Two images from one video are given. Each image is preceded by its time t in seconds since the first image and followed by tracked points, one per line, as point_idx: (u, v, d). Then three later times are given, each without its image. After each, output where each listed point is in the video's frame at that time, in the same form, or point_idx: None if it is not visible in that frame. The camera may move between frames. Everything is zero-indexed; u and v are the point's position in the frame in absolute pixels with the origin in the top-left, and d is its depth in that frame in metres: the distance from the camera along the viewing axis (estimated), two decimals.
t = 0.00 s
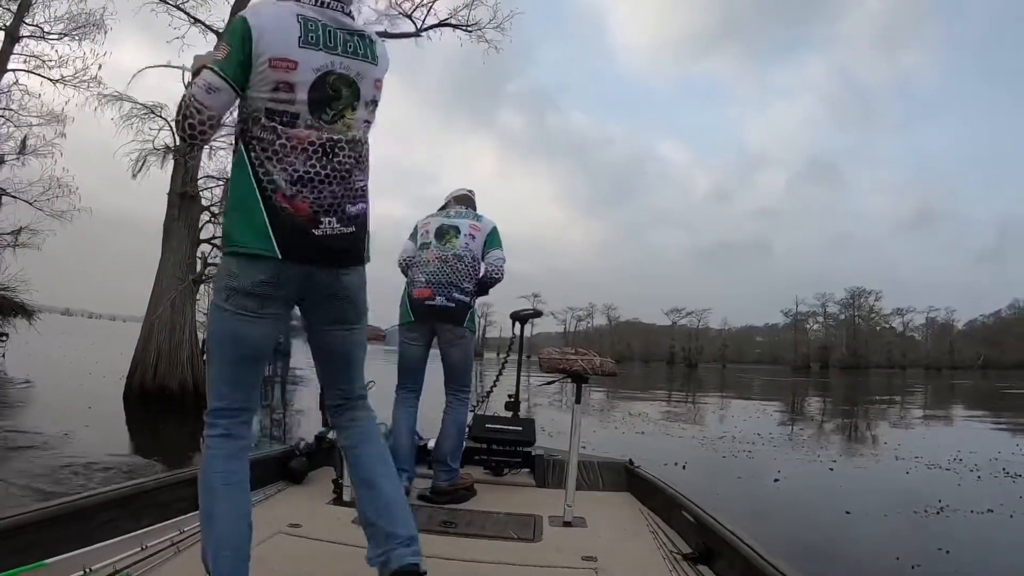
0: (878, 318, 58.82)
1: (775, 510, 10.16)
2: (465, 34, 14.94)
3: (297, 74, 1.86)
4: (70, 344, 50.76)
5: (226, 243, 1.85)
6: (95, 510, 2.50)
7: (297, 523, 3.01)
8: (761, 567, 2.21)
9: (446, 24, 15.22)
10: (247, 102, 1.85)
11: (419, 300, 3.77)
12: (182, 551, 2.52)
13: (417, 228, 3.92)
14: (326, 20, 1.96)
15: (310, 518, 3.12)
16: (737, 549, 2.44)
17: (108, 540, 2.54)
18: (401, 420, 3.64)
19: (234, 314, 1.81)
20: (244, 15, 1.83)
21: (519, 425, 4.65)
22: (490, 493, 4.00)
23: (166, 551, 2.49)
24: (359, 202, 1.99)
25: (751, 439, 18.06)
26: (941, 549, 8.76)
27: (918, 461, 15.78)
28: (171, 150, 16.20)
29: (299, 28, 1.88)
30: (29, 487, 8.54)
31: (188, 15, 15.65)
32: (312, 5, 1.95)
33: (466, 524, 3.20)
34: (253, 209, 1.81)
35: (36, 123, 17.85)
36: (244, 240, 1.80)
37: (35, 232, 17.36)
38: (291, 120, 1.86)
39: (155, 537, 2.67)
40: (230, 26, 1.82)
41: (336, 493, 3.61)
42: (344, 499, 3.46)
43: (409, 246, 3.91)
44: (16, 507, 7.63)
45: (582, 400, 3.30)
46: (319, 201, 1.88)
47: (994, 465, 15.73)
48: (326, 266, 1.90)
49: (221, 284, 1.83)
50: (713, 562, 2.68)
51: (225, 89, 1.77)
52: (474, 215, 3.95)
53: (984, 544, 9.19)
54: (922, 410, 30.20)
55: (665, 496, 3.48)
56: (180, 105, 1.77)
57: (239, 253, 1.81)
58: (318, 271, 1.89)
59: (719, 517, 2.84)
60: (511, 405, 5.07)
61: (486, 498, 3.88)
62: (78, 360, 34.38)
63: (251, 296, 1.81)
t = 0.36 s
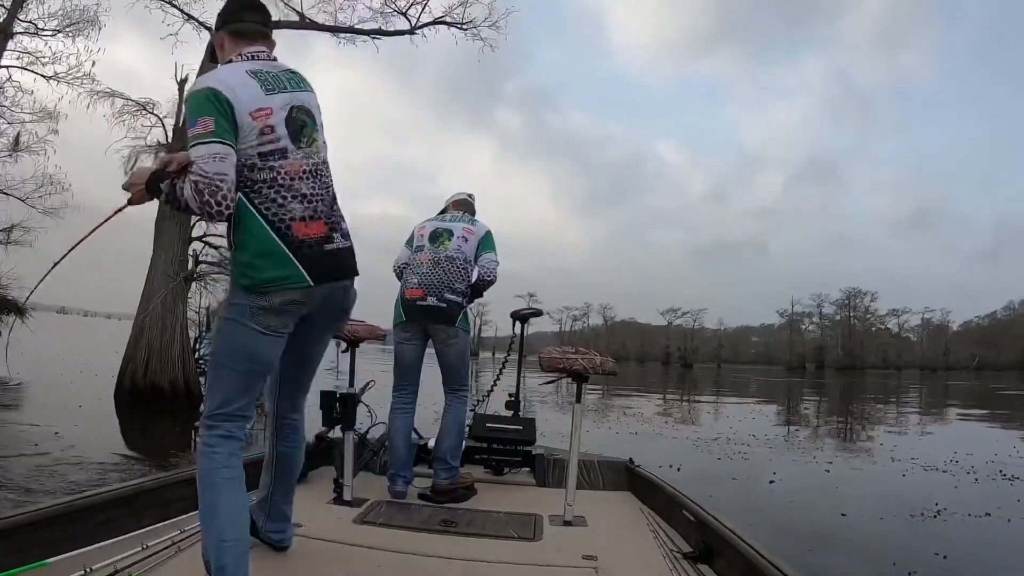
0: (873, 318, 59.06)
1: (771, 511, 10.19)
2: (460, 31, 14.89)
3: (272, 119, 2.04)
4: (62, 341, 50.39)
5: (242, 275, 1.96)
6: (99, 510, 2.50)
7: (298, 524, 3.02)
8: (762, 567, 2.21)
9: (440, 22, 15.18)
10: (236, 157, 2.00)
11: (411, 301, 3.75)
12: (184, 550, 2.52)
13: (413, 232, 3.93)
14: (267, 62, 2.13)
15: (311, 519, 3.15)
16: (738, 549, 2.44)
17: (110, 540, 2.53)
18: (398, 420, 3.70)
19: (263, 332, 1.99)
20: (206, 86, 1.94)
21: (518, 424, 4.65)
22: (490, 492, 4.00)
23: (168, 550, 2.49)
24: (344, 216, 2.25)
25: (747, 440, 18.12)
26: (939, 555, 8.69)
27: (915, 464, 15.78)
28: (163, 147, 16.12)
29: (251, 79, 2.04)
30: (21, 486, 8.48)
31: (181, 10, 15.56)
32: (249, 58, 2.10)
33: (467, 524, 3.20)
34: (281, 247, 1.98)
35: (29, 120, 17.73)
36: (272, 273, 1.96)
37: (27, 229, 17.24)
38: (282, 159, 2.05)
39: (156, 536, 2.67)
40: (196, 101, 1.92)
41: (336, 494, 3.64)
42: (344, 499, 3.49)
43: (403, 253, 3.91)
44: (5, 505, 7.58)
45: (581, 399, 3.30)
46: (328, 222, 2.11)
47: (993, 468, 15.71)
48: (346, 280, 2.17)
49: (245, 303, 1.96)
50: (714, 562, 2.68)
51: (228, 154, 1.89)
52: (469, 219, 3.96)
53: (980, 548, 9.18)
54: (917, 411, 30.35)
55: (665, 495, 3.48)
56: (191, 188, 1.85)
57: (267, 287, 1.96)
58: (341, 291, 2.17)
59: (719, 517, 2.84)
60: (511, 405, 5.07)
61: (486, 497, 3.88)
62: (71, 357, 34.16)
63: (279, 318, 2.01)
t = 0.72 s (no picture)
0: (868, 321, 59.23)
1: (767, 513, 10.21)
2: (455, 29, 14.87)
3: (256, 206, 2.17)
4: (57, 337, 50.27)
5: (266, 318, 2.18)
6: (98, 511, 2.54)
7: (299, 526, 3.05)
8: (765, 566, 2.21)
9: (436, 20, 15.15)
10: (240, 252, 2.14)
11: (413, 303, 3.73)
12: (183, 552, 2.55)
13: (414, 231, 3.88)
14: (229, 152, 2.23)
15: (311, 520, 3.16)
16: (741, 548, 2.45)
17: (110, 541, 2.57)
18: (398, 419, 3.71)
19: (275, 366, 2.25)
20: (193, 195, 2.04)
21: (519, 424, 4.66)
22: (491, 492, 4.01)
23: (166, 553, 2.52)
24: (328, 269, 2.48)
25: (742, 442, 18.15)
26: (936, 561, 8.55)
27: (911, 467, 15.80)
28: (155, 143, 16.04)
29: (225, 173, 2.13)
30: (13, 483, 8.45)
31: (175, 6, 15.49)
32: (212, 153, 2.19)
33: (467, 524, 3.20)
34: (305, 307, 2.24)
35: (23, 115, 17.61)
36: (295, 323, 2.22)
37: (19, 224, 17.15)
38: (276, 236, 2.21)
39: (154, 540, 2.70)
40: (188, 213, 2.02)
41: (337, 494, 3.64)
42: (345, 500, 3.49)
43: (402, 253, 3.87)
44: None
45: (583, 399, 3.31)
46: (330, 281, 2.35)
47: (990, 472, 15.67)
48: (343, 335, 2.49)
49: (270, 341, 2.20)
50: (715, 561, 2.69)
51: (236, 254, 2.02)
52: (470, 220, 3.94)
53: (975, 553, 9.13)
54: (913, 413, 30.38)
55: (667, 494, 3.49)
56: (216, 290, 1.97)
57: (290, 337, 2.23)
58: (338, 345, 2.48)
59: (720, 515, 2.85)
60: (511, 405, 5.07)
61: (487, 497, 3.88)
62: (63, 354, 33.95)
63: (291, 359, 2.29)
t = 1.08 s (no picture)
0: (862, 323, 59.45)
1: (762, 515, 10.24)
2: (451, 26, 14.84)
3: (239, 211, 2.18)
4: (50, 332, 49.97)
5: (252, 329, 2.17)
6: (102, 511, 2.57)
7: (298, 526, 3.05)
8: (765, 566, 2.21)
9: (432, 17, 15.11)
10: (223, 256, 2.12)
11: (426, 303, 3.65)
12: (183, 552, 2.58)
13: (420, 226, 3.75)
14: (209, 154, 2.22)
15: (311, 520, 3.16)
16: (740, 547, 2.46)
17: (115, 541, 2.62)
18: (400, 420, 3.69)
19: (259, 377, 2.26)
20: (180, 194, 2.01)
21: (519, 424, 4.67)
22: (490, 493, 4.02)
23: (165, 553, 2.54)
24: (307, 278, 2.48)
25: (736, 444, 18.22)
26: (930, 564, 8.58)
27: (905, 470, 15.86)
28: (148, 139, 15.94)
29: (209, 175, 2.12)
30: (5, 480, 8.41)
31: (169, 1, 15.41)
32: (192, 154, 2.17)
33: (467, 524, 3.20)
34: (289, 318, 2.23)
35: (15, 110, 17.47)
36: (279, 333, 2.21)
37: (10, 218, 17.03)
38: (257, 244, 2.22)
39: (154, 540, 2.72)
40: (174, 213, 1.99)
41: (336, 495, 3.64)
42: (345, 500, 3.49)
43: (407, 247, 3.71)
44: None
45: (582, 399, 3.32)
46: (312, 289, 2.35)
47: (986, 475, 15.68)
48: (324, 344, 2.49)
49: (255, 352, 2.21)
50: (714, 561, 2.70)
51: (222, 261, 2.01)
52: (473, 220, 3.94)
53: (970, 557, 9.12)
54: (907, 416, 30.50)
55: (666, 495, 3.49)
56: (202, 294, 1.95)
57: (274, 348, 2.23)
58: (319, 354, 2.48)
59: (720, 515, 2.86)
60: (511, 405, 5.08)
61: (486, 497, 3.89)
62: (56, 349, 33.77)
63: (275, 369, 2.29)
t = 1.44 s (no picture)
0: (857, 324, 59.66)
1: (757, 516, 10.27)
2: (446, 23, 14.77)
3: (230, 169, 2.18)
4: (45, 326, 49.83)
5: (237, 302, 2.15)
6: (95, 507, 2.57)
7: (296, 524, 3.04)
8: (762, 569, 2.22)
9: (427, 14, 15.04)
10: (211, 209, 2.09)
11: (423, 309, 3.62)
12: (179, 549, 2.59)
13: (414, 225, 3.67)
14: (202, 112, 2.21)
15: (308, 518, 3.15)
16: (738, 549, 2.46)
17: (111, 536, 2.63)
18: (399, 417, 3.61)
19: (247, 351, 2.24)
20: (178, 140, 1.99)
21: (518, 424, 4.66)
22: (489, 492, 4.01)
23: (161, 550, 2.56)
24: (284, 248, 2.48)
25: (731, 444, 18.28)
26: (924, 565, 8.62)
27: (900, 471, 15.91)
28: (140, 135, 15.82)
29: (204, 129, 2.11)
30: None
31: None
32: (186, 108, 2.14)
33: (465, 524, 3.20)
34: (274, 286, 2.22)
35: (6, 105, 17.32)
36: (264, 302, 2.20)
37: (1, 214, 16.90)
38: (244, 204, 2.23)
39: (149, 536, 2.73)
40: (172, 158, 1.96)
41: (335, 493, 3.63)
42: (343, 499, 3.48)
43: (401, 248, 3.60)
44: None
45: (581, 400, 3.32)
46: (292, 257, 2.35)
47: (982, 477, 15.71)
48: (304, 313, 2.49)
49: (243, 326, 2.19)
50: (712, 563, 2.70)
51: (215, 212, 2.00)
52: (458, 218, 3.95)
53: (965, 559, 9.13)
54: (902, 416, 30.60)
55: (665, 496, 3.50)
56: (193, 244, 1.91)
57: (260, 318, 2.22)
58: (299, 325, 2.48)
59: (718, 518, 2.86)
60: (511, 405, 5.07)
61: (484, 497, 3.88)
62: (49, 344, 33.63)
63: (261, 341, 2.27)
